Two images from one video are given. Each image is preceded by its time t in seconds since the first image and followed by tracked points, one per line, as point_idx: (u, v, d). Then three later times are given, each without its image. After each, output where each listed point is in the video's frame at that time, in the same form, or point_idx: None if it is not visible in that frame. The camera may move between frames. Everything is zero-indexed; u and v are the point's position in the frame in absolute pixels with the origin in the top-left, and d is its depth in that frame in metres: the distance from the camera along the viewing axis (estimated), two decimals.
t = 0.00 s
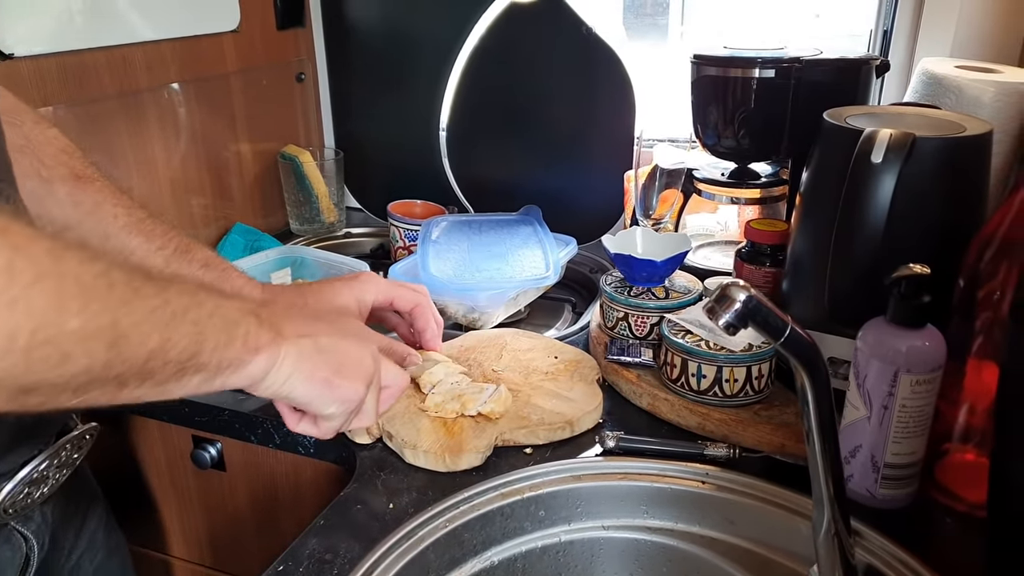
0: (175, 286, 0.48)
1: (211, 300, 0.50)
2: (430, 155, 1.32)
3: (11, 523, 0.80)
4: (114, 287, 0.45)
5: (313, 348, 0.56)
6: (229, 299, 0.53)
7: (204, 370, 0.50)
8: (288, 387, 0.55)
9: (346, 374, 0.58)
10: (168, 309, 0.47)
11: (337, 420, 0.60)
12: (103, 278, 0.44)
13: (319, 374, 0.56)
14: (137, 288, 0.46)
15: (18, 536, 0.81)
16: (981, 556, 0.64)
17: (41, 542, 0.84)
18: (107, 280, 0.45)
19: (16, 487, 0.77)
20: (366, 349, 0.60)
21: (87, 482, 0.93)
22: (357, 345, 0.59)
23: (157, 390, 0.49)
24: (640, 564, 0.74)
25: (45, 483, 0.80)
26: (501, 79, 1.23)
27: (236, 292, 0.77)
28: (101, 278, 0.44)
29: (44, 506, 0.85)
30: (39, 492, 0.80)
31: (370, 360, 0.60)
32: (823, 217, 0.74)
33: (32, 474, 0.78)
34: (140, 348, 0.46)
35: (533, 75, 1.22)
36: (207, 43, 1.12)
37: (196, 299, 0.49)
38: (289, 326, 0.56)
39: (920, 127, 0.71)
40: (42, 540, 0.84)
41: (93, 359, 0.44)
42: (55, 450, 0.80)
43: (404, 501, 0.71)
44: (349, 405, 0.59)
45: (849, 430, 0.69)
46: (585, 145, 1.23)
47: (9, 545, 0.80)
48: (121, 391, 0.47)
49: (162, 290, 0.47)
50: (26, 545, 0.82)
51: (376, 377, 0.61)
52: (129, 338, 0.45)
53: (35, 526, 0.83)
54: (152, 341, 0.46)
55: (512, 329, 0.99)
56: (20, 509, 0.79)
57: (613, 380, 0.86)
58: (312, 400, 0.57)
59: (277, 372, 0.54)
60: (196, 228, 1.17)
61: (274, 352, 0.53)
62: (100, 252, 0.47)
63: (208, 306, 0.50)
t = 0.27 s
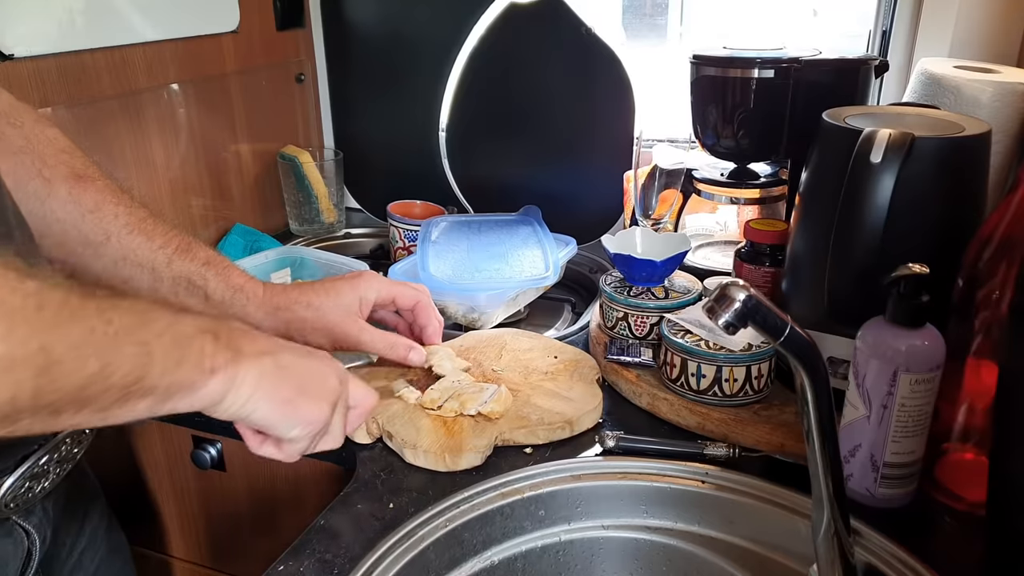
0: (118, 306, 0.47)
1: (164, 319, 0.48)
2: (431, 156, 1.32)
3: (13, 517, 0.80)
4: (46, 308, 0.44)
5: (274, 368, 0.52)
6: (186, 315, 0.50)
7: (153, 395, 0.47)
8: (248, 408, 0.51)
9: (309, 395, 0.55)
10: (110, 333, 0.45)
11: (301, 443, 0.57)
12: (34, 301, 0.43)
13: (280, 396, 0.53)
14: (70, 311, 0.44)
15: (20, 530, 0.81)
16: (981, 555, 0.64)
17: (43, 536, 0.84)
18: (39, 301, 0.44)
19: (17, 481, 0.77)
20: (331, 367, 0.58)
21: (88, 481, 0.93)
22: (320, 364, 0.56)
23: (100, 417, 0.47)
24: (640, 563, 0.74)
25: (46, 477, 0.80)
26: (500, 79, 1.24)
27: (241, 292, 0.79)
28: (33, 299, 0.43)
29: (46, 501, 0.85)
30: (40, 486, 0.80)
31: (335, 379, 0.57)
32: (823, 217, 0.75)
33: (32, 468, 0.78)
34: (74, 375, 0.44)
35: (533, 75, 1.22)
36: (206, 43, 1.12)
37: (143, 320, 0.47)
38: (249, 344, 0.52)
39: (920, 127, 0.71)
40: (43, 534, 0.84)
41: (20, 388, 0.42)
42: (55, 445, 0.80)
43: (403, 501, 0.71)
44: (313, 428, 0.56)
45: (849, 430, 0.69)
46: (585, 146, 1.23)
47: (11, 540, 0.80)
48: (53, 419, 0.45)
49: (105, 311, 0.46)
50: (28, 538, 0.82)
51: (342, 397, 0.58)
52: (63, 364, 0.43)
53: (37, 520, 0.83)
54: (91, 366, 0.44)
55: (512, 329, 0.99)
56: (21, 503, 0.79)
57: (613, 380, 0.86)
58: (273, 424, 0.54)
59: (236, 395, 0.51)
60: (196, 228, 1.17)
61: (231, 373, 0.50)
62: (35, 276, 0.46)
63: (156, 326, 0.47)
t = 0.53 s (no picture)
0: (121, 296, 0.47)
1: (166, 313, 0.48)
2: (430, 156, 1.32)
3: (12, 516, 0.80)
4: (47, 303, 0.44)
5: (280, 348, 0.52)
6: (191, 300, 0.50)
7: (156, 382, 0.48)
8: (258, 390, 0.52)
9: (320, 370, 0.55)
10: (110, 325, 0.45)
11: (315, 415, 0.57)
12: (33, 296, 0.43)
13: (288, 375, 0.53)
14: (71, 303, 0.45)
15: (18, 529, 0.81)
16: (980, 553, 0.64)
17: (42, 534, 0.84)
18: (39, 296, 0.44)
19: (15, 479, 0.77)
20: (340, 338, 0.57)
21: (88, 480, 0.93)
22: (331, 338, 0.56)
23: (106, 404, 0.48)
24: (640, 562, 0.75)
25: (45, 476, 0.80)
26: (500, 80, 1.24)
27: (226, 291, 0.80)
28: (33, 294, 0.44)
29: (45, 499, 0.85)
30: (38, 485, 0.80)
31: (347, 352, 0.57)
32: (822, 217, 0.75)
33: (30, 467, 0.78)
34: (74, 368, 0.44)
35: (532, 75, 1.22)
36: (205, 44, 1.12)
37: (145, 310, 0.47)
38: (256, 326, 0.52)
39: (918, 127, 0.72)
40: (42, 532, 0.84)
41: (22, 383, 0.43)
42: (53, 443, 0.80)
43: (403, 500, 0.71)
44: (325, 403, 0.56)
45: (848, 429, 0.69)
46: (584, 146, 1.23)
47: (10, 538, 0.80)
48: (57, 409, 0.46)
49: (106, 304, 0.46)
50: (27, 537, 0.82)
51: (353, 369, 0.58)
52: (63, 358, 0.44)
53: (36, 518, 0.83)
54: (91, 359, 0.44)
55: (511, 329, 0.99)
56: (20, 501, 0.79)
57: (613, 379, 0.87)
58: (288, 401, 0.54)
59: (245, 375, 0.51)
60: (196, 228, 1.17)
61: (236, 358, 0.50)
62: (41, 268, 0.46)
63: (160, 314, 0.48)
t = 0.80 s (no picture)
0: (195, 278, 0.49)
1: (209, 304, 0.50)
2: (429, 157, 1.33)
3: (8, 518, 0.80)
4: (138, 280, 0.46)
5: (327, 341, 0.57)
6: (245, 291, 0.53)
7: (222, 362, 0.50)
8: (304, 378, 0.56)
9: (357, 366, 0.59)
10: (189, 303, 0.48)
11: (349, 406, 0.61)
12: (126, 271, 0.45)
13: (333, 367, 0.57)
14: (157, 280, 0.47)
15: (14, 531, 0.81)
16: (977, 552, 0.65)
17: (37, 537, 0.84)
18: (131, 273, 0.46)
19: (11, 482, 0.77)
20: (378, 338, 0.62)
21: (83, 481, 0.93)
22: (367, 337, 0.61)
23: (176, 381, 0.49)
24: (638, 562, 0.75)
25: (40, 479, 0.81)
26: (499, 81, 1.24)
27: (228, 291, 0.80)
28: (126, 271, 0.45)
29: (41, 501, 0.85)
30: (34, 487, 0.81)
31: (383, 347, 0.62)
32: (820, 218, 0.75)
33: (25, 470, 0.78)
34: (161, 340, 0.46)
35: (531, 75, 1.22)
36: (205, 45, 1.12)
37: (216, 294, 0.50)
38: (306, 318, 0.56)
39: (915, 128, 0.72)
40: (38, 535, 0.85)
41: (116, 350, 0.45)
42: (49, 447, 0.80)
43: (403, 500, 0.72)
44: (360, 395, 0.60)
45: (845, 429, 0.69)
46: (583, 147, 1.23)
47: (5, 541, 0.81)
48: (117, 384, 0.46)
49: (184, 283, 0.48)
50: (22, 539, 0.82)
51: (389, 366, 0.63)
52: (151, 329, 0.46)
53: (32, 521, 0.83)
54: (172, 333, 0.46)
55: (510, 330, 0.99)
56: (15, 504, 0.79)
57: (612, 379, 0.87)
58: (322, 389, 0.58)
59: (294, 363, 0.55)
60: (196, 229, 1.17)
61: (290, 345, 0.54)
62: (119, 248, 0.48)
63: (228, 299, 0.50)
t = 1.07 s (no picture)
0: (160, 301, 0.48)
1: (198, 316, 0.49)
2: (428, 158, 1.33)
3: (7, 520, 0.80)
4: (98, 300, 0.45)
5: (297, 364, 0.55)
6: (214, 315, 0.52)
7: (187, 387, 0.48)
8: (275, 403, 0.54)
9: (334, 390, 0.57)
10: (152, 325, 0.46)
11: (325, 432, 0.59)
12: (87, 292, 0.44)
13: (305, 390, 0.55)
14: (119, 303, 0.46)
15: (14, 532, 0.81)
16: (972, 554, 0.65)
17: (36, 539, 0.84)
18: (92, 293, 0.45)
19: (11, 482, 0.77)
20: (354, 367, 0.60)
21: (81, 483, 0.93)
22: (345, 359, 0.59)
23: (139, 407, 0.48)
24: (635, 564, 0.75)
25: (40, 479, 0.81)
26: (497, 82, 1.24)
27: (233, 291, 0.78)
28: (86, 290, 0.44)
29: (39, 503, 0.85)
30: (34, 488, 0.80)
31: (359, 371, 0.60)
32: (816, 220, 0.75)
33: (26, 471, 0.78)
34: (120, 363, 0.45)
35: (530, 77, 1.22)
36: (203, 47, 1.12)
37: (181, 316, 0.48)
38: (274, 343, 0.54)
39: (911, 131, 0.72)
40: (36, 536, 0.85)
41: (73, 374, 0.43)
42: (49, 447, 0.80)
43: (400, 502, 0.72)
44: (337, 419, 0.58)
45: (842, 431, 0.69)
46: (581, 149, 1.23)
47: (5, 542, 0.80)
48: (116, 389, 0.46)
49: (148, 305, 0.47)
50: (22, 541, 0.82)
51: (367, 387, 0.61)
52: (112, 351, 0.44)
53: (31, 522, 0.83)
54: (134, 355, 0.45)
55: (508, 331, 1.00)
56: (15, 505, 0.79)
57: (609, 381, 0.87)
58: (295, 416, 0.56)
59: (263, 389, 0.53)
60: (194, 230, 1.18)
61: (257, 370, 0.52)
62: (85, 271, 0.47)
63: (193, 322, 0.49)
